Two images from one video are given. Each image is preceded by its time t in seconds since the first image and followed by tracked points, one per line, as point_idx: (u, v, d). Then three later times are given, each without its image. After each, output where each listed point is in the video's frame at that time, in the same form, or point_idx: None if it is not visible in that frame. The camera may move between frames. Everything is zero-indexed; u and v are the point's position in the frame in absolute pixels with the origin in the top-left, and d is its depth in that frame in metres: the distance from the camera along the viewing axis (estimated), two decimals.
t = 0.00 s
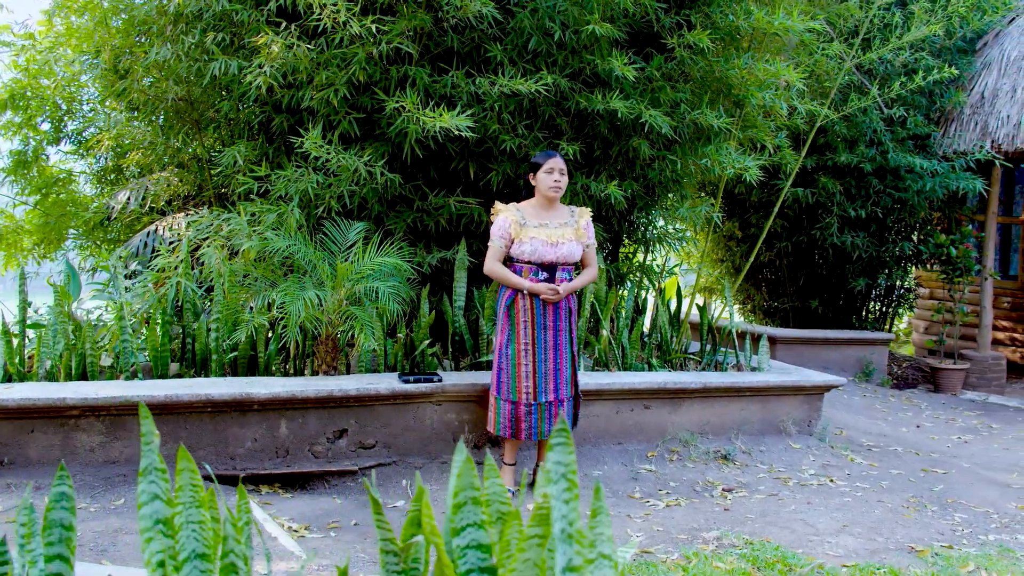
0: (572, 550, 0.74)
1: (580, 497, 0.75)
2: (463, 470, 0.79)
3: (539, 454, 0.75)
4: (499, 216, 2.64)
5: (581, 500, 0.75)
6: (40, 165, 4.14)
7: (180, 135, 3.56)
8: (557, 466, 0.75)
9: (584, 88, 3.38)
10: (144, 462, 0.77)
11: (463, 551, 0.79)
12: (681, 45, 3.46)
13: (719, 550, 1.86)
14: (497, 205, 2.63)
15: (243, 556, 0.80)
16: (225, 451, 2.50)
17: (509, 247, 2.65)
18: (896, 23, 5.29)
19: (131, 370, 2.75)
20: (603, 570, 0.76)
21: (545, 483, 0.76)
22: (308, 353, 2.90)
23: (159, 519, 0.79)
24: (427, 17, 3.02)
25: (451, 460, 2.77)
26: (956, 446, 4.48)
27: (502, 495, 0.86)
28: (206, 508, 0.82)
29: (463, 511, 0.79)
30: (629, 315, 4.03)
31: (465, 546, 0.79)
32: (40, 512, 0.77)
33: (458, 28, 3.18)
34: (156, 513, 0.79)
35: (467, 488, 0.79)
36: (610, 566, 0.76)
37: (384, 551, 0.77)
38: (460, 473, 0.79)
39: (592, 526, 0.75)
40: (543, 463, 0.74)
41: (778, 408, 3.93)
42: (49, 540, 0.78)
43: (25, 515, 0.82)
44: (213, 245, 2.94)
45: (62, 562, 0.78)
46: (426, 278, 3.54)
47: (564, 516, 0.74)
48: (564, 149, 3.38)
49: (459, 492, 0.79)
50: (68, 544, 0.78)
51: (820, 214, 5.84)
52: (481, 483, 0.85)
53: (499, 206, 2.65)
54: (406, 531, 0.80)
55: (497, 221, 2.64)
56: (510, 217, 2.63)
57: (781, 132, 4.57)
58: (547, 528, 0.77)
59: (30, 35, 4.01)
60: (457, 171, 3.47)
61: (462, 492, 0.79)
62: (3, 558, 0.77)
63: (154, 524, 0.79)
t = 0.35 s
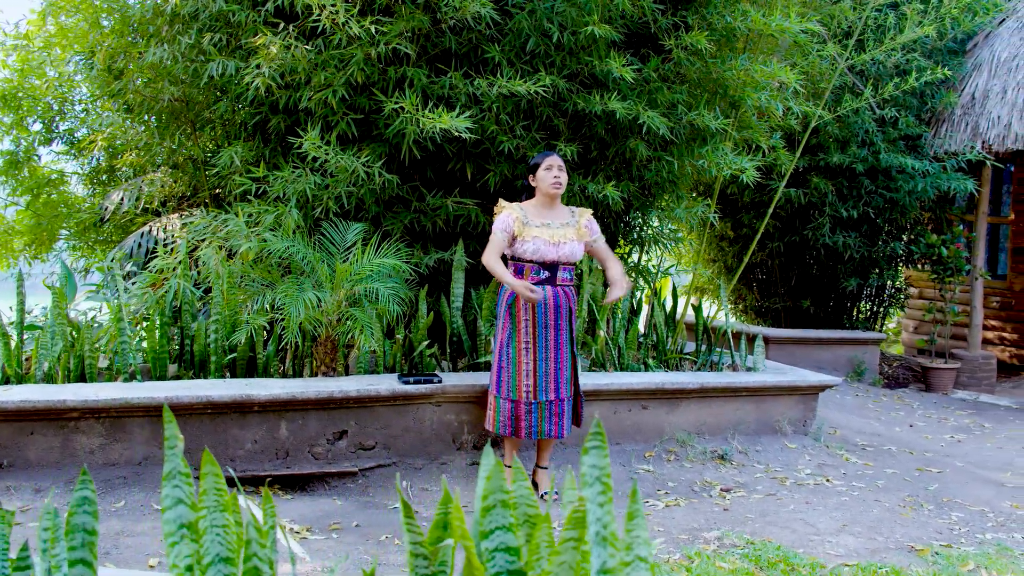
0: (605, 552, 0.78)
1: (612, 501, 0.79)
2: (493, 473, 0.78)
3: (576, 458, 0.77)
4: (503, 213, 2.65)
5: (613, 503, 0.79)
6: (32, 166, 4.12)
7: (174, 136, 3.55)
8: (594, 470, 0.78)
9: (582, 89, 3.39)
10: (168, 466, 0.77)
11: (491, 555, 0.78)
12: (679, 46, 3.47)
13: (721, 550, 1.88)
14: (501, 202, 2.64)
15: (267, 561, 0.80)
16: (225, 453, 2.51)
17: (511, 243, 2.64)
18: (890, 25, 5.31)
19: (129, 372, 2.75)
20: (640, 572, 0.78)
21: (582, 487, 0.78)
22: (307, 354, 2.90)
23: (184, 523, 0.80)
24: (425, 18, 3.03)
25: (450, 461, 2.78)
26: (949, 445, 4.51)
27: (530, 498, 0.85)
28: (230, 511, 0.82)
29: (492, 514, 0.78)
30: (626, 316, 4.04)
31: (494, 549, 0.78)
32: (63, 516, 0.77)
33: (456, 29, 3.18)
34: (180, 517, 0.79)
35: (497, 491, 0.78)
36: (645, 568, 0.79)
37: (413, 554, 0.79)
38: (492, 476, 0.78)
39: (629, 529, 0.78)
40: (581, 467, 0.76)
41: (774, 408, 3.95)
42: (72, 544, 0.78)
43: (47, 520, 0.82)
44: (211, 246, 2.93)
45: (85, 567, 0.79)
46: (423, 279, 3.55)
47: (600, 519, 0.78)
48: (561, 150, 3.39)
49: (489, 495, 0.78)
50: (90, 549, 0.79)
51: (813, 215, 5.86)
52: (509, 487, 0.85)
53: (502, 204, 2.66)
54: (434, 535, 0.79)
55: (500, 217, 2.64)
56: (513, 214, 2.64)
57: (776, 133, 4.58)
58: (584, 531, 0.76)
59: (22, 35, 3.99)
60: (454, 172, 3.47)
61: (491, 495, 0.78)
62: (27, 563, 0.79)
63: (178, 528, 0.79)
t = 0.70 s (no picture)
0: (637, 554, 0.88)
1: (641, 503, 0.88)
2: (522, 478, 0.82)
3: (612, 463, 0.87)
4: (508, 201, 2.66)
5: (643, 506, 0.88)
6: (26, 167, 4.11)
7: (171, 137, 3.55)
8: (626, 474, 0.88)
9: (581, 90, 3.39)
10: (194, 472, 0.79)
11: (520, 557, 0.82)
12: (678, 48, 3.49)
13: (724, 549, 1.89)
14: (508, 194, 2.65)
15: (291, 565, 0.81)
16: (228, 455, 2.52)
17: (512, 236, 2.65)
18: (886, 26, 5.34)
19: (131, 373, 2.76)
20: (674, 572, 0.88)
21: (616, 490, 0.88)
22: (309, 355, 2.91)
23: (209, 528, 0.82)
24: (425, 20, 3.03)
25: (452, 462, 2.79)
26: (945, 445, 4.53)
27: (556, 502, 0.88)
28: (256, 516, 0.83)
29: (521, 517, 0.82)
30: (624, 317, 4.05)
31: (521, 551, 0.82)
32: (89, 521, 0.79)
33: (456, 31, 3.19)
34: (206, 521, 0.82)
35: (525, 495, 0.82)
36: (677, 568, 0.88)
37: (444, 559, 0.83)
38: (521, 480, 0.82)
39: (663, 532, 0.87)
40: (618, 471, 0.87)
41: (772, 408, 3.96)
42: (98, 549, 0.80)
43: (72, 525, 0.83)
44: (211, 248, 2.94)
45: (110, 571, 0.81)
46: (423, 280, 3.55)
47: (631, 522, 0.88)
48: (561, 152, 3.40)
49: (518, 498, 0.82)
50: (115, 553, 0.81)
51: (807, 215, 5.88)
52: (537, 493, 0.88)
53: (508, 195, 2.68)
54: (462, 539, 0.83)
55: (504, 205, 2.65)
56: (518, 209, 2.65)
57: (773, 134, 4.60)
58: (618, 534, 0.81)
59: (18, 36, 3.97)
60: (453, 174, 3.48)
61: (520, 498, 0.82)
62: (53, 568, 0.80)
63: (204, 532, 0.81)
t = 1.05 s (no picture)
0: (664, 555, 0.88)
1: (667, 504, 0.88)
2: (544, 480, 0.82)
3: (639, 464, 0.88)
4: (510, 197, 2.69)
5: (669, 507, 0.88)
6: (21, 167, 4.10)
7: (168, 138, 3.54)
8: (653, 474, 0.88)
9: (581, 91, 3.40)
10: (212, 474, 0.78)
11: (541, 558, 0.82)
12: (677, 49, 3.49)
13: (726, 548, 1.90)
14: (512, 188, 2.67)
15: (309, 566, 0.81)
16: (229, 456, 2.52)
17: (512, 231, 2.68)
18: (882, 27, 5.36)
19: (131, 375, 2.76)
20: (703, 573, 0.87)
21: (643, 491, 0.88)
22: (310, 356, 2.91)
23: (228, 530, 0.81)
24: (425, 21, 3.04)
25: (453, 462, 2.79)
26: (941, 444, 4.55)
27: (576, 502, 0.88)
28: (274, 517, 0.83)
29: (543, 518, 0.82)
30: (623, 317, 4.06)
31: (543, 552, 0.82)
32: (107, 524, 0.79)
33: (456, 32, 3.19)
34: (225, 524, 0.81)
35: (547, 496, 0.82)
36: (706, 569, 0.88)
37: (466, 560, 0.84)
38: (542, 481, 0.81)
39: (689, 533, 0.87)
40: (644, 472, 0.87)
41: (770, 408, 3.97)
42: (116, 551, 0.80)
43: (89, 528, 0.83)
44: (210, 249, 2.93)
45: (128, 574, 0.81)
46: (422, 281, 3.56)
47: (657, 523, 0.88)
48: (561, 152, 3.41)
49: (540, 500, 0.82)
50: (133, 556, 0.81)
51: (801, 215, 5.90)
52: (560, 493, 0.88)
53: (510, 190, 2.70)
54: (483, 540, 0.84)
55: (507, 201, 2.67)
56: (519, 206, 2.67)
57: (771, 134, 4.61)
58: (643, 536, 0.82)
59: (13, 36, 3.96)
60: (451, 174, 3.48)
61: (542, 500, 0.82)
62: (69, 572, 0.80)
63: (223, 535, 0.81)
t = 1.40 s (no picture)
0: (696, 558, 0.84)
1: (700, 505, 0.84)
2: (570, 481, 0.81)
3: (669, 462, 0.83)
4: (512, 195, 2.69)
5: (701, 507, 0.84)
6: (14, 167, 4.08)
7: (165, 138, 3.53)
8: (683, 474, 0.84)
9: (580, 90, 3.40)
10: (234, 475, 0.76)
11: (567, 560, 0.81)
12: (676, 49, 3.50)
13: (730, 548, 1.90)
14: (515, 187, 2.66)
15: (330, 568, 0.81)
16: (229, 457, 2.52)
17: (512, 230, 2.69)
18: (879, 27, 5.37)
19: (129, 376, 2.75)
20: None
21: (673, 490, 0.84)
22: (310, 357, 2.91)
23: (249, 533, 0.78)
24: (424, 21, 3.03)
25: (453, 463, 2.80)
26: (937, 442, 4.57)
27: (601, 503, 0.84)
28: (293, 519, 0.83)
29: (568, 520, 0.81)
30: (621, 317, 4.06)
31: (568, 555, 0.81)
32: (125, 526, 0.79)
33: (457, 31, 3.18)
34: (245, 526, 0.78)
35: (573, 496, 0.81)
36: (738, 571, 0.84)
37: (491, 561, 0.80)
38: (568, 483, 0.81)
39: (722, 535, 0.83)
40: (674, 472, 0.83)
41: (768, 407, 3.98)
42: (135, 554, 0.80)
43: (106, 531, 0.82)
44: (209, 249, 2.93)
45: None
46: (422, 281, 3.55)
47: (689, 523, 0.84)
48: (560, 152, 3.41)
49: (566, 501, 0.81)
50: (152, 559, 0.80)
51: (796, 215, 5.91)
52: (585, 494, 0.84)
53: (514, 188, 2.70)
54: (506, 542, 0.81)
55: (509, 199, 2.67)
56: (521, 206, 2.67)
57: (768, 133, 4.62)
58: (674, 536, 0.81)
59: (8, 34, 3.94)
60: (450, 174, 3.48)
61: (568, 501, 0.81)
62: None
63: (244, 537, 0.78)
